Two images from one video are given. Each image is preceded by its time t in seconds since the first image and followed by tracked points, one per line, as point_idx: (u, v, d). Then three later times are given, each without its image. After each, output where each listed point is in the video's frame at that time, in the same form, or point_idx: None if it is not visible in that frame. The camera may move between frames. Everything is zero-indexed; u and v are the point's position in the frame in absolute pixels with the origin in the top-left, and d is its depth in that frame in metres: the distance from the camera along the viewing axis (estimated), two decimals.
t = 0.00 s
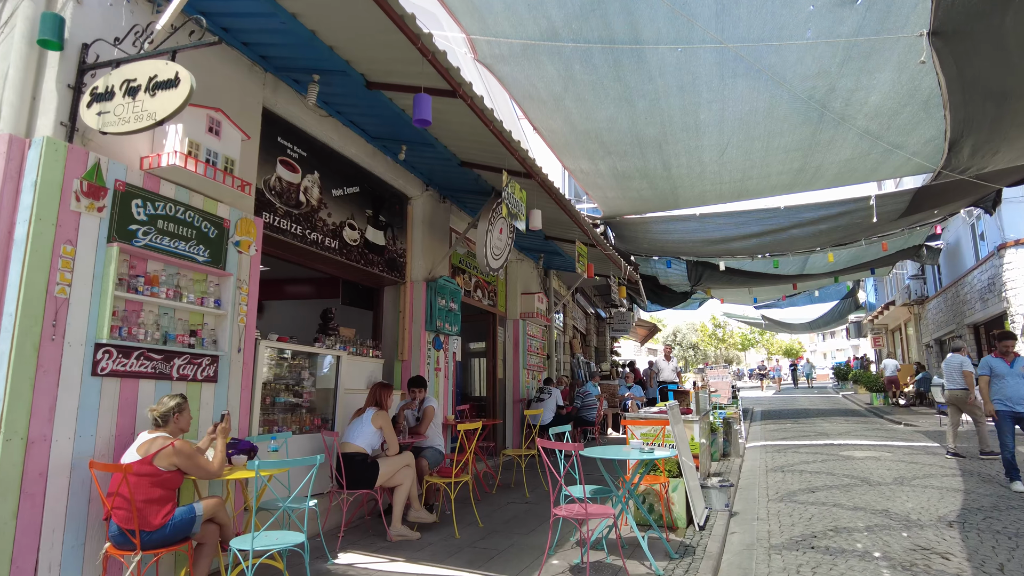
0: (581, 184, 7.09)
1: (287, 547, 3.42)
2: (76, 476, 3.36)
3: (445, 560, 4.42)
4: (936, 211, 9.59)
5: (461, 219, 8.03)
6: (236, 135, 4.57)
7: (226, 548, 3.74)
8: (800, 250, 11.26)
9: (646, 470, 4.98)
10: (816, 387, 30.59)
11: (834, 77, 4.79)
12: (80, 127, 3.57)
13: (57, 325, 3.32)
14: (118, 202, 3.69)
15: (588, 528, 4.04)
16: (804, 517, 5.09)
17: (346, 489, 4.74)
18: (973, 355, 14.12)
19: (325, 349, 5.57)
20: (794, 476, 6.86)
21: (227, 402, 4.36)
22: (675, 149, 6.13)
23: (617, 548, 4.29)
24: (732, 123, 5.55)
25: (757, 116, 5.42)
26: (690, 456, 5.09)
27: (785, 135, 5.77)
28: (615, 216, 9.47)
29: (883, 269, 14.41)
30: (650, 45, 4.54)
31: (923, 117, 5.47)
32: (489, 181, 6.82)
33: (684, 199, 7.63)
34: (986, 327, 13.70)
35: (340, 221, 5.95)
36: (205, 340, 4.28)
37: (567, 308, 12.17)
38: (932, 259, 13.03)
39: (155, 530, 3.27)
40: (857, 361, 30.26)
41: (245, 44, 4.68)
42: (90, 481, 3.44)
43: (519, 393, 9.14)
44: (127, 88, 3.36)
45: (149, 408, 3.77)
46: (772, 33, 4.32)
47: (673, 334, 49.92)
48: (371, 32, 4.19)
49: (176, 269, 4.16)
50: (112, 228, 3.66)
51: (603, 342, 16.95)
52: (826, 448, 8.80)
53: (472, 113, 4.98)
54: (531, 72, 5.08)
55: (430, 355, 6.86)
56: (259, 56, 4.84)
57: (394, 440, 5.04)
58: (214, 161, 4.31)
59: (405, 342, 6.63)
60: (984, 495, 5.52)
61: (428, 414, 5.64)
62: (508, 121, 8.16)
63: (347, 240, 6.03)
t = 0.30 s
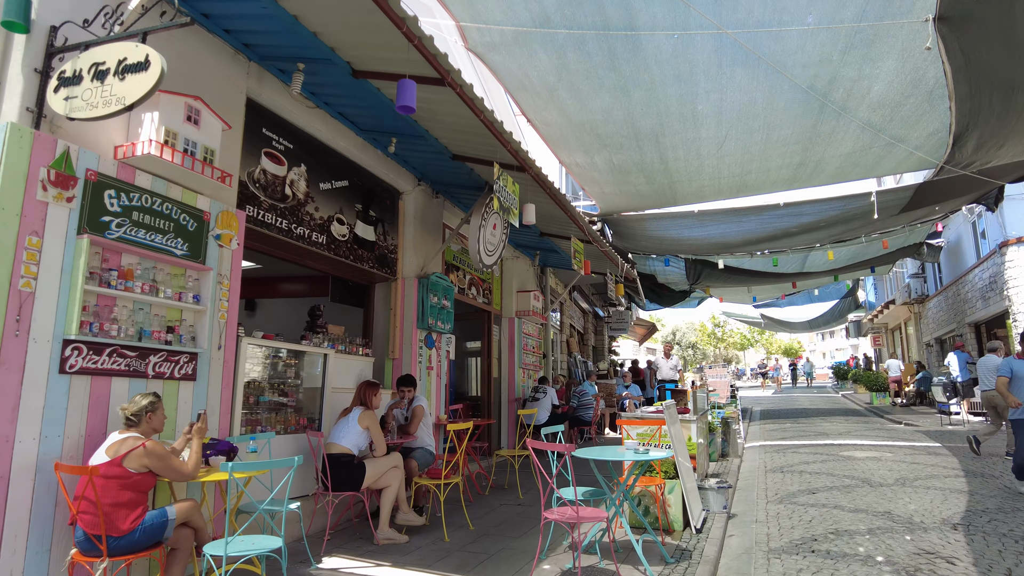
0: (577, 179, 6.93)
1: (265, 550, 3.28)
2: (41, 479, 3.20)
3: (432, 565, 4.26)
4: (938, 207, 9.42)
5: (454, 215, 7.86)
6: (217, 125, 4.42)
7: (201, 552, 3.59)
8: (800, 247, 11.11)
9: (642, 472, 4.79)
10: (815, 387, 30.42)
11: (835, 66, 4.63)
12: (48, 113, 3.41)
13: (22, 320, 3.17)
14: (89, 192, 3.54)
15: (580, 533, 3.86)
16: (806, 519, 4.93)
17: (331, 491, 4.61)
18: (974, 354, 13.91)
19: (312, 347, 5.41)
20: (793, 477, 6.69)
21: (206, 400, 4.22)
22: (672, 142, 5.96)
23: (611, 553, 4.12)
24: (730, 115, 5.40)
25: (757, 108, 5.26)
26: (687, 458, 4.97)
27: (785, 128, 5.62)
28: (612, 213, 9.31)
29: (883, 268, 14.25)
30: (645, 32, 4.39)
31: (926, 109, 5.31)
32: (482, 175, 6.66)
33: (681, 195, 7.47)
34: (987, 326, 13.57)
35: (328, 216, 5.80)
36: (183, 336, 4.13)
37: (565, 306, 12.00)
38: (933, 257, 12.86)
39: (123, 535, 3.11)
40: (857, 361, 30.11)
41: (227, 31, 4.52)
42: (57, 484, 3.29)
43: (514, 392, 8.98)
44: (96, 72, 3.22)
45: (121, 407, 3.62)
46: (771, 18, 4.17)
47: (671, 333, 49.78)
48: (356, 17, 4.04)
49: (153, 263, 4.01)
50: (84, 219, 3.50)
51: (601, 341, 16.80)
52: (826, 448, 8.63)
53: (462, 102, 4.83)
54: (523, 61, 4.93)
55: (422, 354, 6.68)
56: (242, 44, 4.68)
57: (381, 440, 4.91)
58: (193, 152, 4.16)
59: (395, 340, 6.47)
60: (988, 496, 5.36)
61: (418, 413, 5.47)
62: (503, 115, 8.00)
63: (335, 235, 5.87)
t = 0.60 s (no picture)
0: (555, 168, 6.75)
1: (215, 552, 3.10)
2: None
3: (398, 565, 4.08)
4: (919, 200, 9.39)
5: (430, 205, 7.66)
6: (172, 104, 4.19)
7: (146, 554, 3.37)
8: (781, 241, 11.05)
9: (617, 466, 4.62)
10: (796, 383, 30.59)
11: (817, 49, 4.50)
12: None
13: None
14: (27, 169, 3.31)
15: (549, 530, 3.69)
16: (784, 514, 4.83)
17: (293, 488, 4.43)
18: (953, 349, 13.97)
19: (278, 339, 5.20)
20: (773, 471, 6.60)
21: (159, 393, 4.01)
22: (651, 130, 5.80)
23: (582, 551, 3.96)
24: (711, 100, 5.25)
25: (737, 93, 5.12)
26: (663, 452, 4.82)
27: (766, 115, 5.49)
28: (593, 206, 9.16)
29: (864, 263, 14.27)
30: (622, 11, 4.22)
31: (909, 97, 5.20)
32: (457, 163, 6.47)
33: (662, 186, 7.32)
34: (966, 321, 13.62)
35: (295, 203, 5.57)
36: (134, 326, 3.91)
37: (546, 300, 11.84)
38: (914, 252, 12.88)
39: (56, 537, 2.90)
40: (838, 356, 30.35)
41: (183, 4, 4.28)
42: None
43: (492, 387, 8.80)
44: (29, 39, 2.98)
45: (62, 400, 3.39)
46: None
47: (655, 329, 49.95)
48: None
49: (101, 248, 3.78)
50: (20, 199, 3.27)
51: (583, 336, 16.71)
52: (806, 443, 8.56)
53: (433, 84, 4.63)
54: (496, 41, 4.74)
55: (394, 347, 6.44)
56: (200, 20, 4.45)
57: (346, 435, 4.73)
58: (144, 130, 3.94)
59: (367, 332, 6.26)
60: (968, 490, 5.28)
61: (387, 407, 5.30)
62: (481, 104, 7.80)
63: (303, 223, 5.65)
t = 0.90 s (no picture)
0: (515, 159, 6.54)
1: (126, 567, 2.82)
2: None
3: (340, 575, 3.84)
4: (878, 197, 9.47)
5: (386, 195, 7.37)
6: (92, 79, 3.84)
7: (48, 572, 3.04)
8: (744, 236, 11.07)
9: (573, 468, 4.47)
10: (758, 376, 31.18)
11: (781, 39, 4.37)
12: None
13: None
14: None
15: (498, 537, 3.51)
16: (741, 515, 4.74)
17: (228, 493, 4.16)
18: (909, 344, 14.27)
19: (217, 334, 4.88)
20: (731, 469, 6.53)
21: (76, 395, 3.69)
22: (613, 121, 5.60)
23: (532, 558, 3.77)
24: (673, 90, 5.06)
25: (700, 84, 4.95)
26: (620, 451, 4.67)
27: (728, 107, 5.37)
28: (557, 198, 8.97)
29: (824, 259, 14.45)
30: None
31: (872, 93, 5.13)
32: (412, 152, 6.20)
33: (625, 180, 7.18)
34: (921, 317, 13.93)
35: (236, 190, 5.24)
36: (47, 322, 3.57)
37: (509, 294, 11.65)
38: (873, 249, 13.07)
39: None
40: (798, 350, 30.96)
41: None
42: None
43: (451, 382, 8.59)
44: None
45: None
46: None
47: (621, 322, 50.35)
48: None
49: (8, 236, 3.42)
50: None
51: (547, 330, 16.59)
52: (765, 438, 8.58)
53: (382, 66, 4.36)
54: (451, 23, 4.49)
55: (345, 343, 6.16)
56: None
57: (287, 437, 4.48)
58: (57, 106, 3.59)
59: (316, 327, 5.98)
60: (922, 487, 5.28)
61: (335, 407, 5.03)
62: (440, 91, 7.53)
63: (245, 212, 5.33)
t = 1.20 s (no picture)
0: (475, 152, 6.31)
1: None
2: None
3: None
4: (838, 198, 9.56)
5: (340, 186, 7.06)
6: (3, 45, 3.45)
7: None
8: (706, 236, 11.09)
9: (530, 471, 4.28)
10: (719, 376, 31.63)
11: (746, 31, 4.24)
12: None
13: None
14: None
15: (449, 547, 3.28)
16: (701, 517, 4.64)
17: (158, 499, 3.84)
18: (865, 344, 14.57)
19: (150, 329, 4.50)
20: (691, 469, 6.44)
21: None
22: (576, 113, 5.31)
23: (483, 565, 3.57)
24: (637, 83, 4.86)
25: (664, 76, 4.77)
26: (578, 452, 4.50)
27: (691, 104, 5.24)
28: (520, 194, 8.77)
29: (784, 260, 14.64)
30: None
31: (835, 93, 5.07)
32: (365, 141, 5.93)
33: (588, 176, 7.02)
34: (877, 318, 14.25)
35: (176, 176, 4.90)
36: None
37: (471, 291, 11.42)
38: (831, 251, 13.28)
39: None
40: (758, 350, 31.52)
41: None
42: None
43: (409, 381, 8.33)
44: None
45: None
46: None
47: (586, 322, 50.54)
48: None
49: None
50: None
51: (511, 328, 16.43)
52: (725, 438, 8.56)
53: (330, 46, 4.08)
54: (404, 5, 4.23)
55: (293, 339, 5.86)
56: None
57: (225, 439, 4.16)
58: None
59: (263, 322, 5.67)
60: (879, 486, 5.27)
61: (280, 407, 4.72)
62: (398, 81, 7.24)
63: (187, 199, 4.99)
